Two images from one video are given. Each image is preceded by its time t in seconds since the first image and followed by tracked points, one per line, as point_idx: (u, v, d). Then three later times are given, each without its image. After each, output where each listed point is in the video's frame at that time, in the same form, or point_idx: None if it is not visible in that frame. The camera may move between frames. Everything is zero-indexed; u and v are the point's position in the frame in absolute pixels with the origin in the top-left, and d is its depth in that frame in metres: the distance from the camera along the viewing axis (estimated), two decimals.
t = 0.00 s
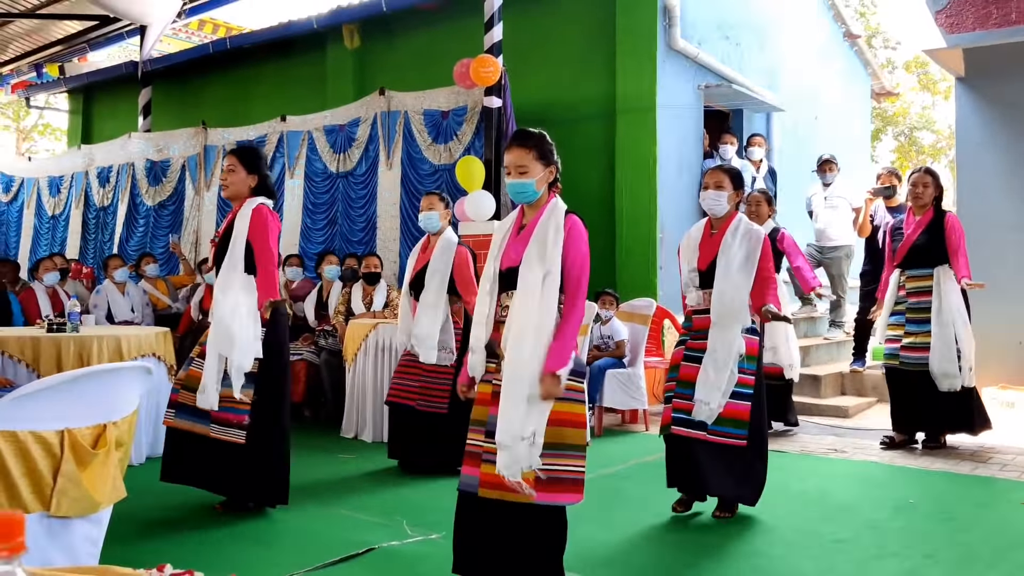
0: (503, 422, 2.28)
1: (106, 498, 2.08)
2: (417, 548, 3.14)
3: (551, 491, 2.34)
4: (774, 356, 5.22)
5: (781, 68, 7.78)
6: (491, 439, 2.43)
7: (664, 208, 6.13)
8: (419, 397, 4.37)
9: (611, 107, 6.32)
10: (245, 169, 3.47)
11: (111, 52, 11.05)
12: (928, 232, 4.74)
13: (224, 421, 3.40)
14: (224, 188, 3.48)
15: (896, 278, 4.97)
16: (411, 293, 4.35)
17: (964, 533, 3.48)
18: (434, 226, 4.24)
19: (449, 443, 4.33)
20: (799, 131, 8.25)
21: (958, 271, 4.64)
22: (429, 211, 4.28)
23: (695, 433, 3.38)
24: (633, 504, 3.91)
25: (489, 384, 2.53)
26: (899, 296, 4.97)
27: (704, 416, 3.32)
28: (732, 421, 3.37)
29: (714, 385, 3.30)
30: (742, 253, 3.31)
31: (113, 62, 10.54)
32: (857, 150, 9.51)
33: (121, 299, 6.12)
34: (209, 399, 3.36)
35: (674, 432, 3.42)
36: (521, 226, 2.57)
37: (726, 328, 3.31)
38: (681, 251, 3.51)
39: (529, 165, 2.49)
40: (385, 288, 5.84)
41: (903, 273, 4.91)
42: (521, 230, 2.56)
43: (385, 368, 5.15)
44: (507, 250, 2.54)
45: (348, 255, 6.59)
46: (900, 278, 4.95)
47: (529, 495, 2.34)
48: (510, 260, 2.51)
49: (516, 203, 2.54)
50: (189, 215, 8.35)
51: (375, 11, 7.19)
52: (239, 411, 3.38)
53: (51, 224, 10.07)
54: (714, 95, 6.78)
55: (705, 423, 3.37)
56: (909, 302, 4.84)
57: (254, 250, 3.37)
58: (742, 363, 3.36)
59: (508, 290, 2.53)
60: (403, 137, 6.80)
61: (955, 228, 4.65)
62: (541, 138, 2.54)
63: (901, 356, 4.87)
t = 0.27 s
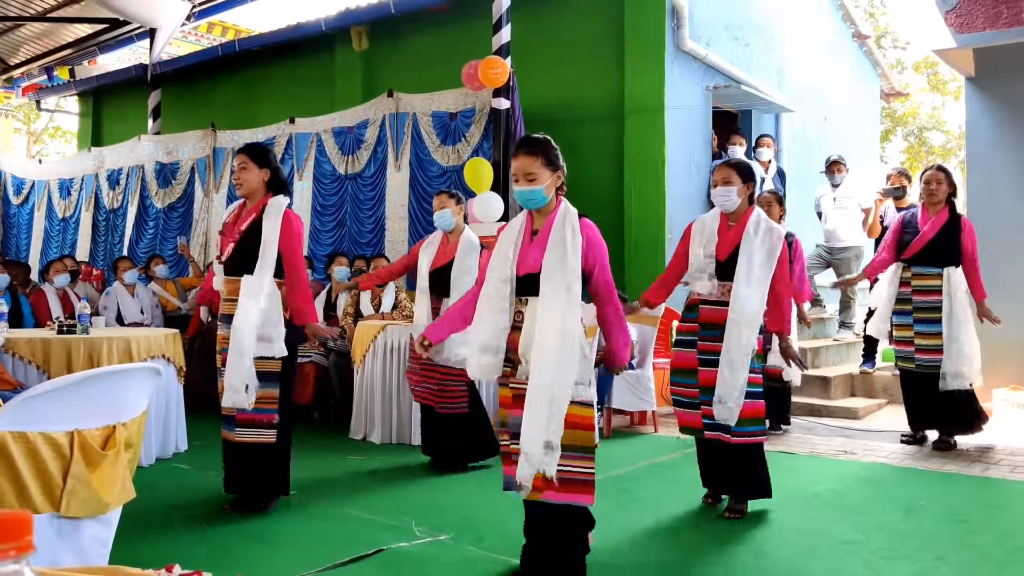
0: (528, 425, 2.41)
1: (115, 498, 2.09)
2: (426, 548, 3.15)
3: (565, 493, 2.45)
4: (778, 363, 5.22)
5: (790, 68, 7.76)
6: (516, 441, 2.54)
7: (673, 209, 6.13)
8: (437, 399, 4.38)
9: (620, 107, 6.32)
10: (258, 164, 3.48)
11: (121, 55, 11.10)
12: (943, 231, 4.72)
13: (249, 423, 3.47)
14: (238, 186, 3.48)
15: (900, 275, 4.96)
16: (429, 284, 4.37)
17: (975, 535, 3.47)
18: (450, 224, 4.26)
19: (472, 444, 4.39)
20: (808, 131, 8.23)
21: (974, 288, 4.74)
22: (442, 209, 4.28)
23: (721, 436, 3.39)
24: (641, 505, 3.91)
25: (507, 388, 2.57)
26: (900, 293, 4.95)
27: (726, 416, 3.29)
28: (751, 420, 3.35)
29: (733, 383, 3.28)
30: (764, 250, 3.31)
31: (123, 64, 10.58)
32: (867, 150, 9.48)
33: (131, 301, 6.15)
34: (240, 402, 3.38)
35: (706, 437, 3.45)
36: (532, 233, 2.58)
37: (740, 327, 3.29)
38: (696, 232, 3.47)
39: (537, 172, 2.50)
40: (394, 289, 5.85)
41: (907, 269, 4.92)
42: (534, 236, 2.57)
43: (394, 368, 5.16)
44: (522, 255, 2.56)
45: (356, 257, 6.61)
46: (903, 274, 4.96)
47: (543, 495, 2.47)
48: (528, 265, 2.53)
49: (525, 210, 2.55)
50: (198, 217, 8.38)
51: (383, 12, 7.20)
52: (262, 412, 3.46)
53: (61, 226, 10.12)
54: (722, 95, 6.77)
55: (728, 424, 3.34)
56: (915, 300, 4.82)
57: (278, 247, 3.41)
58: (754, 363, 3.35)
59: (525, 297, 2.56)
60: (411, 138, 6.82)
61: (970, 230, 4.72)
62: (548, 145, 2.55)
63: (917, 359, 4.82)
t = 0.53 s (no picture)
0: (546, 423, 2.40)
1: (124, 500, 2.09)
2: (435, 549, 3.15)
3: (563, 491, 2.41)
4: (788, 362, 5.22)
5: (799, 69, 7.74)
6: (515, 440, 2.51)
7: (681, 210, 6.12)
8: (442, 402, 4.41)
9: (628, 108, 6.31)
10: (271, 169, 3.52)
11: (131, 58, 11.14)
12: (946, 233, 4.72)
13: (248, 424, 3.43)
14: (250, 189, 3.50)
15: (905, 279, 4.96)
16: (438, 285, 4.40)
17: (986, 537, 3.45)
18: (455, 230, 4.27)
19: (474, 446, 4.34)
20: (817, 132, 8.21)
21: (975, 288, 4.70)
22: (449, 214, 4.31)
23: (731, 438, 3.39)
24: (650, 506, 3.90)
25: (507, 386, 2.57)
26: (907, 297, 4.95)
27: (735, 417, 3.29)
28: (758, 424, 3.34)
29: (742, 384, 3.27)
30: (773, 251, 3.30)
31: (132, 67, 10.62)
32: (876, 151, 9.45)
33: (140, 303, 6.16)
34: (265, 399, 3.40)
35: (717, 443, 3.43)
36: (535, 229, 2.58)
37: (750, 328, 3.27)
38: (702, 241, 3.48)
39: (543, 170, 2.51)
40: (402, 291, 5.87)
41: (912, 272, 4.90)
42: (537, 232, 2.57)
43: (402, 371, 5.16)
44: (523, 252, 2.55)
45: (365, 259, 6.61)
46: (908, 277, 4.95)
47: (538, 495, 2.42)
48: (526, 261, 2.52)
49: (531, 207, 2.55)
50: (208, 219, 8.40)
51: (391, 15, 7.22)
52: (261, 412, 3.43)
53: (71, 229, 10.16)
54: (731, 96, 6.75)
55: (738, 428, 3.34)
56: (920, 302, 4.81)
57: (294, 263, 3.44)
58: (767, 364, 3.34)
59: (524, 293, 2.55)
60: (419, 140, 6.83)
61: (973, 230, 4.68)
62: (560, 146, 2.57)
63: (918, 360, 4.83)
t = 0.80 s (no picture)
0: (536, 421, 2.33)
1: (134, 501, 2.10)
2: (444, 552, 3.15)
3: (554, 491, 2.35)
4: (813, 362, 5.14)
5: (808, 71, 7.72)
6: (506, 432, 2.44)
7: (690, 212, 6.11)
8: (446, 400, 4.38)
9: (636, 110, 6.31)
10: (280, 172, 3.54)
11: (140, 61, 11.18)
12: (951, 235, 4.69)
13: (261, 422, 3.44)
14: (255, 190, 3.51)
15: (919, 285, 4.93)
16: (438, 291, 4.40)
17: (997, 540, 3.43)
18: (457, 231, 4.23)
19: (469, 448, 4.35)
20: (826, 134, 8.18)
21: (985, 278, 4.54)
22: (454, 216, 4.27)
23: (737, 436, 3.35)
24: (658, 509, 3.89)
25: (506, 378, 2.51)
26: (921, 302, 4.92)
27: (747, 419, 3.25)
28: (774, 424, 3.33)
29: (755, 388, 3.25)
30: (776, 257, 3.30)
31: (142, 70, 10.66)
32: (885, 152, 9.42)
33: (150, 305, 6.18)
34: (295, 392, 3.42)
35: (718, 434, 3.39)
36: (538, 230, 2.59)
37: (757, 330, 3.26)
38: (712, 252, 3.51)
39: (544, 173, 2.50)
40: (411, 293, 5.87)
41: (925, 277, 4.86)
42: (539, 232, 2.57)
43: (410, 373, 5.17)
44: (523, 253, 2.55)
45: (373, 261, 6.62)
46: (922, 282, 4.91)
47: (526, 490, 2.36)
48: (524, 263, 2.53)
49: (534, 209, 2.55)
50: (217, 222, 8.42)
51: (399, 18, 7.22)
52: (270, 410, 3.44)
53: (81, 232, 10.19)
54: (739, 98, 6.74)
55: (750, 427, 3.32)
56: (931, 306, 4.80)
57: (290, 263, 3.42)
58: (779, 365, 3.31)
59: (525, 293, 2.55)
60: (427, 142, 6.83)
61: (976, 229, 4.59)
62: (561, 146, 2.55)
63: (919, 358, 4.85)
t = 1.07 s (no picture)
0: (539, 425, 2.32)
1: (142, 502, 2.11)
2: (450, 554, 3.15)
3: (555, 495, 2.36)
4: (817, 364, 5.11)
5: (816, 73, 7.71)
6: (507, 438, 2.45)
7: (697, 213, 6.10)
8: (452, 403, 4.42)
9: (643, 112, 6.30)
10: (289, 175, 3.55)
11: (149, 64, 11.22)
12: (960, 237, 4.69)
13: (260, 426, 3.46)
14: (265, 193, 3.54)
15: (927, 285, 4.90)
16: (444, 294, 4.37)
17: (1006, 543, 3.42)
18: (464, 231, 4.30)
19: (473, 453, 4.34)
20: (834, 136, 8.16)
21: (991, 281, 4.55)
22: (460, 217, 4.35)
23: (744, 442, 3.36)
24: (665, 512, 3.89)
25: (507, 383, 2.49)
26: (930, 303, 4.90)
27: (752, 422, 3.27)
28: (777, 428, 3.31)
29: (759, 389, 3.25)
30: (780, 254, 3.28)
31: (150, 74, 10.70)
32: (893, 154, 9.40)
33: (157, 308, 6.20)
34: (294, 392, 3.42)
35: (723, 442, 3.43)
36: (545, 231, 2.58)
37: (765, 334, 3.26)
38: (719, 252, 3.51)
39: (551, 172, 2.50)
40: (418, 296, 5.88)
41: (933, 278, 4.85)
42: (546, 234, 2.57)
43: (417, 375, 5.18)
44: (531, 255, 2.55)
45: (380, 264, 6.63)
46: (931, 283, 4.88)
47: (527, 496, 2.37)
48: (532, 265, 2.53)
49: (540, 210, 2.55)
50: (225, 225, 8.45)
51: (407, 21, 7.23)
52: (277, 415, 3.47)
53: (90, 234, 10.23)
54: (747, 100, 6.73)
55: (754, 431, 3.32)
56: (940, 307, 4.78)
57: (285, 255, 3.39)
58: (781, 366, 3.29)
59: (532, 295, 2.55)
60: (434, 145, 6.84)
61: (984, 232, 4.59)
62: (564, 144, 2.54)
63: (937, 365, 4.79)
